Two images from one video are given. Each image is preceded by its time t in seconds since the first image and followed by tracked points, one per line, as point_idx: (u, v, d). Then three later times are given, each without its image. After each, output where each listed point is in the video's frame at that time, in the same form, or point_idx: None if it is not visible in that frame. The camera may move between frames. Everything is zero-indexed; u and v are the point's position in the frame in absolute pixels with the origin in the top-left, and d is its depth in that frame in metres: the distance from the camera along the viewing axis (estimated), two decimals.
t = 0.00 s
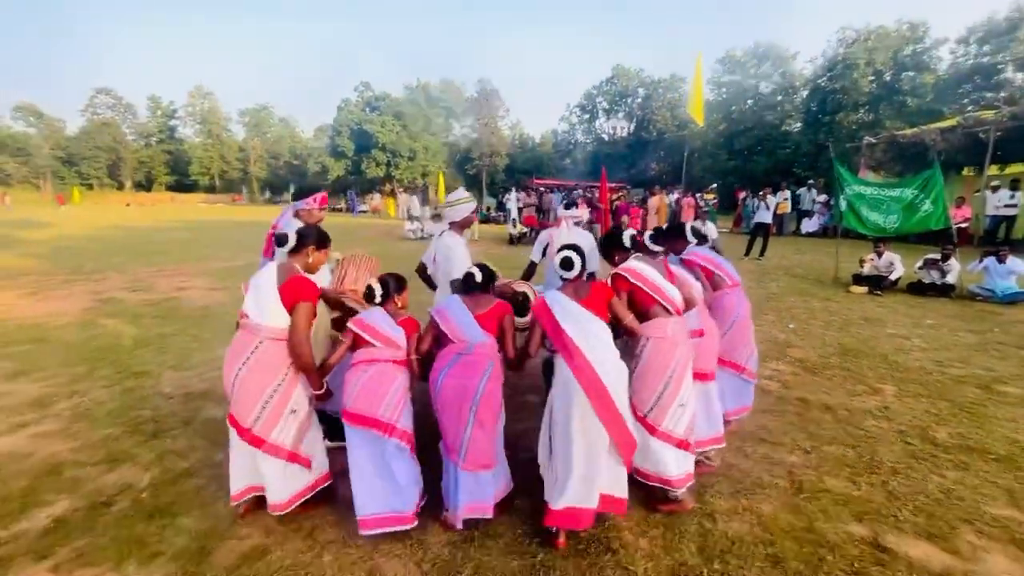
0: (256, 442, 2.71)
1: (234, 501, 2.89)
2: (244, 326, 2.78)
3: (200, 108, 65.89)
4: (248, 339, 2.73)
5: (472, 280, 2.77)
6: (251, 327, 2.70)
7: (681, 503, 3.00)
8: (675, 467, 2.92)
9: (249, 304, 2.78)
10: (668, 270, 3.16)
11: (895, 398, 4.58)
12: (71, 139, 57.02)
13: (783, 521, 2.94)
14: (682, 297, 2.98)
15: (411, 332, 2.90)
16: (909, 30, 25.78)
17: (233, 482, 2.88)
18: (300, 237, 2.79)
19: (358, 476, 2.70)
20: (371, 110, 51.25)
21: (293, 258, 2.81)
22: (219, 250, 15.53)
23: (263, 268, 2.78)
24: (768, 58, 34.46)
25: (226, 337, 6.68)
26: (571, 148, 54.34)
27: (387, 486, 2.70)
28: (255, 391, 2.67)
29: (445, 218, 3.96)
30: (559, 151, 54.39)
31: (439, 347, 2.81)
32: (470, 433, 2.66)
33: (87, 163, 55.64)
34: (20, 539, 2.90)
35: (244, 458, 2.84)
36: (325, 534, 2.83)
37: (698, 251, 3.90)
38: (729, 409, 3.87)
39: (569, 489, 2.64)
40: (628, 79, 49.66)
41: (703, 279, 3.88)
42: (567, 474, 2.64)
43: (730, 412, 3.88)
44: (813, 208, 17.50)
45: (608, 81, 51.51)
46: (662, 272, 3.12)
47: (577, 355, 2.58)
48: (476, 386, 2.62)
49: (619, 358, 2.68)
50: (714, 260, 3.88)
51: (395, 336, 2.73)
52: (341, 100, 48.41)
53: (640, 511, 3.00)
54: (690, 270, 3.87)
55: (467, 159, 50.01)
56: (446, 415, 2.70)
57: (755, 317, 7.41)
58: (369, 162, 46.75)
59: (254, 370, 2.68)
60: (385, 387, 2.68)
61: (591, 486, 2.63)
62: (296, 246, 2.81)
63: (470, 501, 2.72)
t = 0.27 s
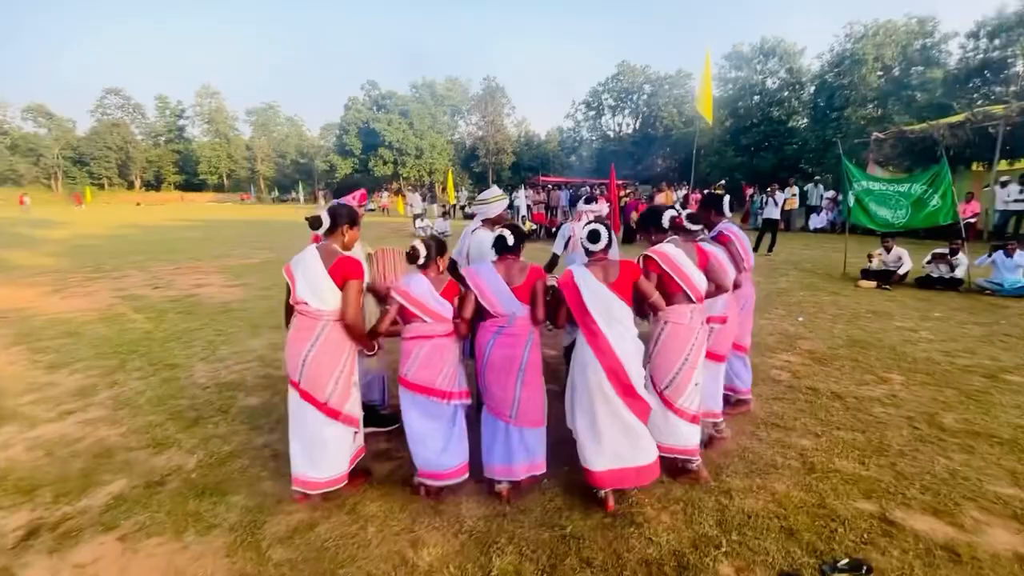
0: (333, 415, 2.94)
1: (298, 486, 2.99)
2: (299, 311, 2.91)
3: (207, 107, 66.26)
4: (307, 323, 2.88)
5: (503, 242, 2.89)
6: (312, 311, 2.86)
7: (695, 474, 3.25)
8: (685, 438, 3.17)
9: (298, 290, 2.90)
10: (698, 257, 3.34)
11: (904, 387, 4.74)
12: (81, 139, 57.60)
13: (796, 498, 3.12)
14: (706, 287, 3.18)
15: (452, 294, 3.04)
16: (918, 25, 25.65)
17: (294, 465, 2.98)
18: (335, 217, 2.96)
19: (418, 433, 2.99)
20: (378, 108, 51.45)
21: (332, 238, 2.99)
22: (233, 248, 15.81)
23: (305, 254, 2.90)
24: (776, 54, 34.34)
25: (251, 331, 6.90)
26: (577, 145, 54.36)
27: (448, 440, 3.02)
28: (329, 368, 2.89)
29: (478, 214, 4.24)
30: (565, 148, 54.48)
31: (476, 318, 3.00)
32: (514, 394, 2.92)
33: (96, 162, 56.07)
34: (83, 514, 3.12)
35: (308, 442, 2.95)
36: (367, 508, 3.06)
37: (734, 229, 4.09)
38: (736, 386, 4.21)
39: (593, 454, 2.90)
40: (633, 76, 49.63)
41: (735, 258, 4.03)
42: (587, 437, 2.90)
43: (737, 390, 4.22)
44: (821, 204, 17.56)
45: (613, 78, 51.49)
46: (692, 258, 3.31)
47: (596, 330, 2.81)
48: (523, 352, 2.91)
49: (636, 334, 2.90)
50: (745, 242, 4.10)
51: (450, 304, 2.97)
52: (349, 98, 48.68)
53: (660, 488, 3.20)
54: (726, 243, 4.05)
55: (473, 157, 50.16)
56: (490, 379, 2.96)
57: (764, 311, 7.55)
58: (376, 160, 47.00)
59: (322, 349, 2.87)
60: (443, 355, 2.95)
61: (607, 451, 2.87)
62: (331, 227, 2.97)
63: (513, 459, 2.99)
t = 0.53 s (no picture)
0: (373, 407, 3.18)
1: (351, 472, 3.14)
2: (330, 318, 3.05)
3: (203, 104, 66.07)
4: (339, 329, 3.03)
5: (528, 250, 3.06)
6: (343, 318, 3.01)
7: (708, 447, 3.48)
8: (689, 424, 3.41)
9: (326, 298, 3.03)
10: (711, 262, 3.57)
11: (894, 371, 5.01)
12: (77, 136, 57.35)
13: (792, 469, 3.38)
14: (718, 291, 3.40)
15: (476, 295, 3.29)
16: (912, 22, 25.94)
17: (343, 458, 3.12)
18: (352, 226, 3.04)
19: (445, 424, 3.21)
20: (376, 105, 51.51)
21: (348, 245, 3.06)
22: (237, 245, 15.95)
23: (329, 264, 3.01)
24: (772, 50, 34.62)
25: (267, 323, 7.11)
26: (575, 142, 54.57)
27: (473, 427, 3.27)
28: (366, 365, 3.10)
29: (501, 208, 4.52)
30: (563, 144, 54.67)
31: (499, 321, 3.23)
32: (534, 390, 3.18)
33: (93, 159, 55.88)
34: (129, 489, 3.33)
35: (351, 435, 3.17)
36: (394, 481, 3.29)
37: (744, 238, 4.39)
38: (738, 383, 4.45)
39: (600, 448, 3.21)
40: (631, 72, 49.77)
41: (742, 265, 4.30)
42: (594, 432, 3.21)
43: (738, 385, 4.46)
44: (817, 199, 17.85)
45: (611, 74, 51.61)
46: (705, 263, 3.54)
47: (603, 335, 3.07)
48: (542, 357, 3.13)
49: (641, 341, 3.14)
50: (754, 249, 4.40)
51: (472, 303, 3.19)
52: (347, 95, 48.70)
53: (667, 463, 3.46)
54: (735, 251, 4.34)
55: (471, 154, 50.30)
56: (510, 377, 3.21)
57: (761, 302, 7.80)
58: (374, 157, 47.07)
59: (357, 350, 3.05)
60: (471, 349, 3.19)
61: (612, 445, 3.17)
62: (351, 233, 3.05)
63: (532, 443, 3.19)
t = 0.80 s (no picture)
0: (401, 387, 3.32)
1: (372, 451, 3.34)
2: (365, 299, 3.23)
3: (200, 98, 65.71)
4: (373, 309, 3.20)
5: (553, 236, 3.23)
6: (376, 298, 3.17)
7: (705, 437, 3.73)
8: (714, 408, 3.60)
9: (363, 280, 3.21)
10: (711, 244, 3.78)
11: (888, 361, 5.24)
12: (73, 131, 57.05)
13: (791, 451, 3.61)
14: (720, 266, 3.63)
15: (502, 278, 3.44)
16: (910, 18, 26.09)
17: (366, 436, 3.33)
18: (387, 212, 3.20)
19: (471, 401, 3.38)
20: (375, 100, 51.35)
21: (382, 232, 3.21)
22: (241, 240, 16.09)
23: (366, 247, 3.18)
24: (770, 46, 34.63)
25: (280, 317, 7.31)
26: (573, 137, 54.65)
27: (497, 405, 3.42)
28: (395, 346, 3.24)
29: (517, 206, 4.71)
30: (561, 139, 54.74)
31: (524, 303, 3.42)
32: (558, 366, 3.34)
33: (90, 154, 55.58)
34: (167, 471, 3.54)
35: (380, 412, 3.35)
36: (417, 461, 3.51)
37: (738, 218, 4.52)
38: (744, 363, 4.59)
39: (620, 420, 3.33)
40: (629, 67, 49.77)
41: (743, 246, 4.47)
42: (614, 404, 3.33)
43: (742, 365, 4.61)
44: (814, 195, 18.08)
45: (609, 69, 51.60)
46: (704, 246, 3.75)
47: (623, 308, 3.22)
48: (567, 334, 3.31)
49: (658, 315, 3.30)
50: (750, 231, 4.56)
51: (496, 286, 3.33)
52: (346, 89, 48.59)
53: (673, 445, 3.69)
54: (733, 232, 4.49)
55: (470, 149, 50.52)
56: (535, 355, 3.37)
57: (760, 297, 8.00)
58: (373, 152, 47.11)
59: (388, 330, 3.21)
60: (496, 331, 3.34)
61: (631, 415, 3.30)
62: (386, 220, 3.20)
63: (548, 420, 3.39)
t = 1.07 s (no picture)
0: (437, 390, 3.41)
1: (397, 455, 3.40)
2: (409, 300, 3.30)
3: (200, 99, 65.75)
4: (418, 311, 3.29)
5: (581, 251, 3.56)
6: (423, 300, 3.28)
7: (720, 429, 3.85)
8: (730, 401, 3.73)
9: (410, 281, 3.30)
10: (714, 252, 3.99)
11: (889, 359, 5.41)
12: (72, 132, 56.99)
13: (798, 443, 3.75)
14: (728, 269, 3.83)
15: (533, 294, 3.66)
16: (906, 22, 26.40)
17: (395, 437, 3.38)
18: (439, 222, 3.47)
19: (507, 406, 3.47)
20: (375, 102, 51.46)
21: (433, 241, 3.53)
22: (244, 241, 16.18)
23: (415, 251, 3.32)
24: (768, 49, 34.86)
25: (292, 316, 7.44)
26: (572, 139, 54.94)
27: (530, 412, 3.51)
28: (438, 349, 3.35)
29: (529, 207, 4.92)
30: (560, 141, 55.00)
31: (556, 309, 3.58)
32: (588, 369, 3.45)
33: (88, 155, 55.53)
34: (197, 463, 3.66)
35: (415, 413, 3.43)
36: (438, 452, 3.65)
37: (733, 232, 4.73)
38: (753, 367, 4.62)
39: (646, 421, 3.40)
40: (628, 70, 50.08)
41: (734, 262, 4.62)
42: (643, 409, 3.38)
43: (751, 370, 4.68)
44: (813, 197, 18.30)
45: (608, 72, 51.91)
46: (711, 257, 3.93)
47: (648, 312, 3.37)
48: (596, 336, 3.43)
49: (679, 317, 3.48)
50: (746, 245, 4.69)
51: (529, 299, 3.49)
52: (346, 91, 48.76)
53: (685, 438, 3.83)
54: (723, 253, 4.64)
55: (469, 151, 50.72)
56: (565, 358, 3.48)
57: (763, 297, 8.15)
58: (373, 153, 47.20)
59: (432, 332, 3.32)
60: (529, 340, 3.47)
61: (655, 415, 3.39)
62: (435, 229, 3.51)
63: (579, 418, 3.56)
